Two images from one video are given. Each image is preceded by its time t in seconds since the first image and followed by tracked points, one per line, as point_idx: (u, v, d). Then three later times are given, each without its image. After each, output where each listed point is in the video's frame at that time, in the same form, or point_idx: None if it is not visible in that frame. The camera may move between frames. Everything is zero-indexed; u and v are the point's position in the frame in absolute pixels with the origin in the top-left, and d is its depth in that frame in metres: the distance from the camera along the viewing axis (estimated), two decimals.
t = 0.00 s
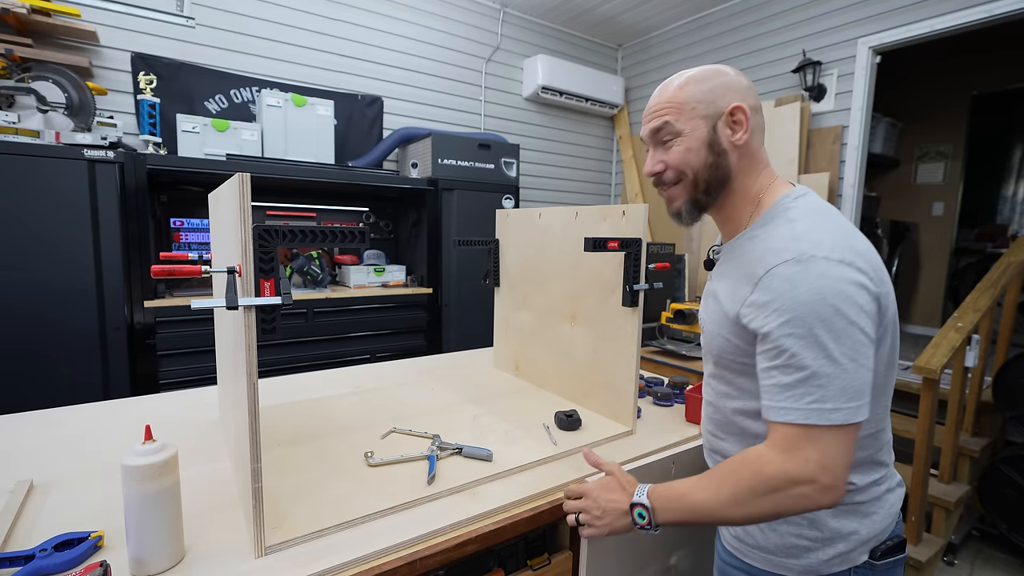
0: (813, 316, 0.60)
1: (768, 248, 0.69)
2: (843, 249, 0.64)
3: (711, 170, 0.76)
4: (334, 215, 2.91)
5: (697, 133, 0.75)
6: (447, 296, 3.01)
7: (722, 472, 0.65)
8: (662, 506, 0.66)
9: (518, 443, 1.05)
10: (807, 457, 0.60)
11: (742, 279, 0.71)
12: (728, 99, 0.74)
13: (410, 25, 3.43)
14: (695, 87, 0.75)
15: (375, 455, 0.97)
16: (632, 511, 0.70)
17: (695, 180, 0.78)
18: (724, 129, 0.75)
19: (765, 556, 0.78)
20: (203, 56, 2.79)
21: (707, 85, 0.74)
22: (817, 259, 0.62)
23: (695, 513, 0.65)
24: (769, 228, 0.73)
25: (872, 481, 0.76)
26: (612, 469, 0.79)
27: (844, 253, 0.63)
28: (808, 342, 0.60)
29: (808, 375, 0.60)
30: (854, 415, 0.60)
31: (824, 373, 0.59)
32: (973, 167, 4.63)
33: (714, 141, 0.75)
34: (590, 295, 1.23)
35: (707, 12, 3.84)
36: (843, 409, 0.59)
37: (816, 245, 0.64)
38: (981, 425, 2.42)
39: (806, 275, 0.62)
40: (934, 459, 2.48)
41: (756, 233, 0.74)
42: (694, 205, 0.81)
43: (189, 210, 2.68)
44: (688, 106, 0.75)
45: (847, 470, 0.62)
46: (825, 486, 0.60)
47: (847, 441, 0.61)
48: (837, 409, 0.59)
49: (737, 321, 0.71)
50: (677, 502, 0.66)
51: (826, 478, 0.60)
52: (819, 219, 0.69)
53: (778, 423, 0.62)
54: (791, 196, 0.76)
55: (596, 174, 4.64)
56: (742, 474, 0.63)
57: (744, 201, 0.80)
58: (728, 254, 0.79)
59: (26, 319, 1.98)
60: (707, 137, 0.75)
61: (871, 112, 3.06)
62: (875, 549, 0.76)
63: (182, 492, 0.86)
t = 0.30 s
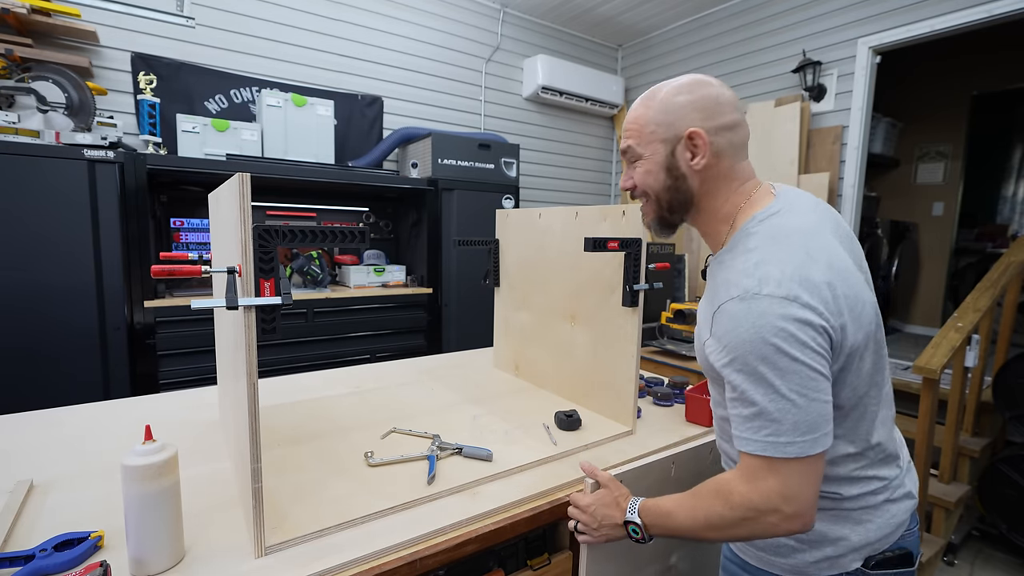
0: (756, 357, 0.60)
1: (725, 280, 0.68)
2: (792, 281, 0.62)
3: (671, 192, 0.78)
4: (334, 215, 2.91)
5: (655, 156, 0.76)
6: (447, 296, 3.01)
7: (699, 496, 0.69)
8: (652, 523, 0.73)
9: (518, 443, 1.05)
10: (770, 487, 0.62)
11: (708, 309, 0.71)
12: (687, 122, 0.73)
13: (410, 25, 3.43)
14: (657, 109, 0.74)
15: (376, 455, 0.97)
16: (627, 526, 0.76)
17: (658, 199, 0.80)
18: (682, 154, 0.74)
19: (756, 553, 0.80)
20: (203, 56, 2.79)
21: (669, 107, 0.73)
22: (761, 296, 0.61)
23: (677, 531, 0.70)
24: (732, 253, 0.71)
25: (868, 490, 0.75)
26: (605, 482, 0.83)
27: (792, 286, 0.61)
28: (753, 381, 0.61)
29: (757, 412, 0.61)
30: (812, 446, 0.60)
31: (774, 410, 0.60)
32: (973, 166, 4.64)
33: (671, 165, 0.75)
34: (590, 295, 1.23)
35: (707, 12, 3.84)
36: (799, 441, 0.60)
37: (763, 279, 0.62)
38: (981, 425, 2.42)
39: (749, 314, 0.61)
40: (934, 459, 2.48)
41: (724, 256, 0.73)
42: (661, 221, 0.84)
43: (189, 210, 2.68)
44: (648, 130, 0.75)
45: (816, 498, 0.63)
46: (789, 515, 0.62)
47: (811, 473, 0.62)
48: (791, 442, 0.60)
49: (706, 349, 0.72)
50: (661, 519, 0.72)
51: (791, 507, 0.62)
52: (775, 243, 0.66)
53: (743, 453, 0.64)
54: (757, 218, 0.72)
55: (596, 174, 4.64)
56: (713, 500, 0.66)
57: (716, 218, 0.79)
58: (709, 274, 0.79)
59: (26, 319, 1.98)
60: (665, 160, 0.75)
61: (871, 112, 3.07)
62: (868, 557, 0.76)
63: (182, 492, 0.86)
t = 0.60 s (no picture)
0: (761, 356, 0.60)
1: (735, 275, 0.67)
2: (805, 282, 0.61)
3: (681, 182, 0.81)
4: (334, 215, 2.91)
5: (666, 148, 0.79)
6: (447, 296, 3.01)
7: (692, 494, 0.69)
8: (644, 520, 0.73)
9: (518, 443, 1.05)
10: (760, 486, 0.62)
11: (716, 304, 0.71)
12: (684, 122, 0.73)
13: (410, 25, 3.43)
14: (672, 101, 0.76)
15: (376, 455, 0.97)
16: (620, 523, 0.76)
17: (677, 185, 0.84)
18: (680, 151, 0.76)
19: (756, 557, 0.80)
20: (203, 56, 2.79)
21: (678, 102, 0.74)
22: (772, 295, 0.61)
23: (668, 529, 0.71)
24: (746, 248, 0.70)
25: (874, 499, 0.75)
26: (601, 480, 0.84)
27: (804, 287, 0.61)
28: (756, 379, 0.61)
29: (756, 410, 0.61)
30: (807, 450, 0.60)
31: (772, 409, 0.60)
32: (973, 167, 4.64)
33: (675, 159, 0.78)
34: (590, 295, 1.23)
35: (707, 12, 3.84)
36: (793, 444, 0.60)
37: (775, 278, 0.62)
38: (981, 425, 2.42)
39: (758, 312, 0.61)
40: (934, 459, 2.48)
41: (737, 251, 0.72)
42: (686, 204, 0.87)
43: (189, 210, 2.68)
44: (664, 122, 0.78)
45: (808, 501, 0.63)
46: (778, 515, 0.62)
47: (805, 475, 0.62)
48: (787, 443, 0.60)
49: (712, 344, 0.72)
50: (653, 517, 0.72)
51: (781, 507, 0.62)
52: (791, 242, 0.65)
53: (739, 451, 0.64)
54: (779, 215, 0.69)
55: (596, 174, 4.64)
56: (705, 498, 0.67)
57: (726, 213, 0.79)
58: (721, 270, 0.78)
59: (25, 319, 1.98)
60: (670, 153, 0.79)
61: (871, 112, 3.07)
62: (873, 567, 0.76)
63: (182, 492, 0.86)
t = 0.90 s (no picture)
0: (796, 364, 0.58)
1: (768, 275, 0.65)
2: (847, 293, 0.60)
3: (698, 181, 0.78)
4: (334, 215, 2.91)
5: (684, 145, 0.76)
6: (447, 296, 3.01)
7: (694, 499, 0.69)
8: (645, 523, 0.73)
9: (518, 443, 1.05)
10: (767, 494, 0.62)
11: (741, 302, 0.69)
12: (707, 115, 0.70)
13: (410, 25, 3.43)
14: (692, 93, 0.73)
15: (376, 455, 0.97)
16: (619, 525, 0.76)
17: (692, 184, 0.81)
18: (700, 146, 0.73)
19: (761, 560, 0.80)
20: (203, 56, 2.79)
21: (698, 94, 0.72)
22: (814, 302, 0.59)
23: (669, 532, 0.71)
24: (777, 248, 0.68)
25: (886, 502, 0.75)
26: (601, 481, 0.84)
27: (848, 299, 0.59)
28: (785, 386, 0.59)
29: (779, 418, 0.60)
30: (823, 465, 0.60)
31: (796, 420, 0.59)
32: (973, 167, 4.63)
33: (693, 156, 0.75)
34: (591, 295, 1.23)
35: (707, 12, 3.84)
36: (809, 458, 0.60)
37: (818, 285, 0.60)
38: (981, 425, 2.42)
39: (798, 318, 0.59)
40: (934, 459, 2.48)
41: (763, 249, 0.70)
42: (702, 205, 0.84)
43: (189, 210, 2.68)
44: (683, 117, 0.75)
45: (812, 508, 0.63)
46: (780, 521, 0.63)
47: (811, 486, 0.62)
48: (803, 456, 0.60)
49: (732, 342, 0.70)
50: (654, 520, 0.72)
51: (783, 513, 0.62)
52: (830, 249, 0.64)
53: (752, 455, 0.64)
54: (812, 215, 0.68)
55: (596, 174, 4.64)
56: (708, 503, 0.67)
57: (745, 211, 0.77)
58: (738, 268, 0.76)
59: (24, 319, 1.98)
60: (689, 150, 0.76)
61: (871, 112, 3.07)
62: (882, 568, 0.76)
63: (182, 492, 0.86)
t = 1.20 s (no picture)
0: (816, 375, 0.58)
1: (783, 280, 0.65)
2: (866, 302, 0.60)
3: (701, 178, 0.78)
4: (334, 215, 2.91)
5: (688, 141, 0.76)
6: (447, 296, 3.01)
7: (697, 506, 0.69)
8: (647, 528, 0.73)
9: (518, 443, 1.05)
10: (774, 505, 0.62)
11: (751, 306, 0.68)
12: (709, 111, 0.70)
13: (410, 25, 3.43)
14: (696, 86, 0.73)
15: (376, 455, 0.97)
16: (620, 529, 0.76)
17: (695, 181, 0.81)
18: (703, 142, 0.73)
19: (754, 564, 0.80)
20: (203, 56, 2.78)
21: (702, 88, 0.72)
22: (835, 311, 0.59)
23: (672, 539, 0.71)
24: (789, 250, 0.67)
25: (878, 503, 0.75)
26: (604, 484, 0.83)
27: (868, 309, 0.59)
28: (803, 397, 0.59)
29: (795, 429, 0.60)
30: (835, 477, 0.60)
31: (812, 431, 0.59)
32: (973, 167, 4.64)
33: (696, 153, 0.76)
34: (591, 295, 1.23)
35: (707, 12, 3.84)
36: (823, 470, 0.60)
37: (839, 293, 0.60)
38: (980, 425, 2.42)
39: (819, 328, 0.59)
40: (934, 459, 2.48)
41: (773, 252, 0.70)
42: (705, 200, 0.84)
43: (189, 210, 2.69)
44: (686, 112, 0.75)
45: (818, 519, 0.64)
46: (785, 531, 0.63)
47: (817, 497, 0.62)
48: (816, 468, 0.60)
49: (740, 346, 0.69)
50: (657, 526, 0.72)
51: (790, 524, 0.63)
52: (848, 255, 0.63)
53: (763, 465, 0.63)
54: (825, 217, 0.67)
55: (596, 174, 4.64)
56: (711, 512, 0.67)
57: (749, 210, 0.76)
58: (743, 268, 0.75)
59: (24, 320, 1.98)
60: (691, 146, 0.76)
61: (871, 112, 3.07)
62: (873, 568, 0.76)
63: (182, 492, 0.86)
